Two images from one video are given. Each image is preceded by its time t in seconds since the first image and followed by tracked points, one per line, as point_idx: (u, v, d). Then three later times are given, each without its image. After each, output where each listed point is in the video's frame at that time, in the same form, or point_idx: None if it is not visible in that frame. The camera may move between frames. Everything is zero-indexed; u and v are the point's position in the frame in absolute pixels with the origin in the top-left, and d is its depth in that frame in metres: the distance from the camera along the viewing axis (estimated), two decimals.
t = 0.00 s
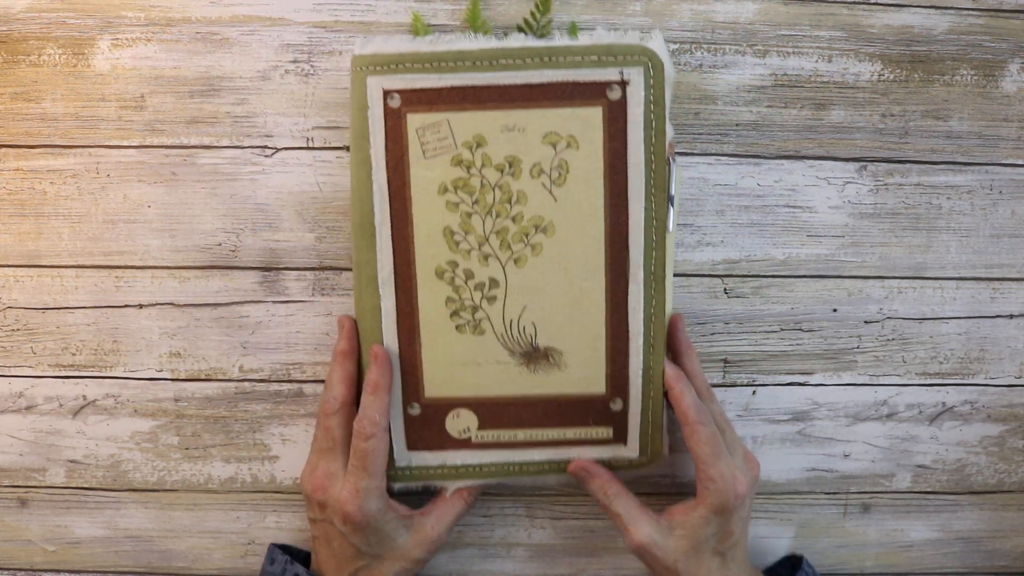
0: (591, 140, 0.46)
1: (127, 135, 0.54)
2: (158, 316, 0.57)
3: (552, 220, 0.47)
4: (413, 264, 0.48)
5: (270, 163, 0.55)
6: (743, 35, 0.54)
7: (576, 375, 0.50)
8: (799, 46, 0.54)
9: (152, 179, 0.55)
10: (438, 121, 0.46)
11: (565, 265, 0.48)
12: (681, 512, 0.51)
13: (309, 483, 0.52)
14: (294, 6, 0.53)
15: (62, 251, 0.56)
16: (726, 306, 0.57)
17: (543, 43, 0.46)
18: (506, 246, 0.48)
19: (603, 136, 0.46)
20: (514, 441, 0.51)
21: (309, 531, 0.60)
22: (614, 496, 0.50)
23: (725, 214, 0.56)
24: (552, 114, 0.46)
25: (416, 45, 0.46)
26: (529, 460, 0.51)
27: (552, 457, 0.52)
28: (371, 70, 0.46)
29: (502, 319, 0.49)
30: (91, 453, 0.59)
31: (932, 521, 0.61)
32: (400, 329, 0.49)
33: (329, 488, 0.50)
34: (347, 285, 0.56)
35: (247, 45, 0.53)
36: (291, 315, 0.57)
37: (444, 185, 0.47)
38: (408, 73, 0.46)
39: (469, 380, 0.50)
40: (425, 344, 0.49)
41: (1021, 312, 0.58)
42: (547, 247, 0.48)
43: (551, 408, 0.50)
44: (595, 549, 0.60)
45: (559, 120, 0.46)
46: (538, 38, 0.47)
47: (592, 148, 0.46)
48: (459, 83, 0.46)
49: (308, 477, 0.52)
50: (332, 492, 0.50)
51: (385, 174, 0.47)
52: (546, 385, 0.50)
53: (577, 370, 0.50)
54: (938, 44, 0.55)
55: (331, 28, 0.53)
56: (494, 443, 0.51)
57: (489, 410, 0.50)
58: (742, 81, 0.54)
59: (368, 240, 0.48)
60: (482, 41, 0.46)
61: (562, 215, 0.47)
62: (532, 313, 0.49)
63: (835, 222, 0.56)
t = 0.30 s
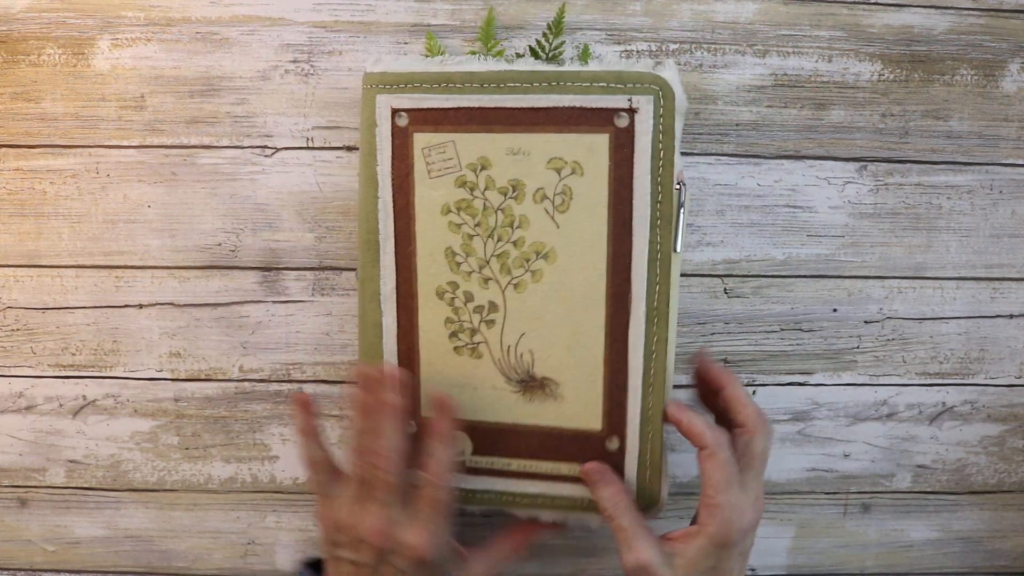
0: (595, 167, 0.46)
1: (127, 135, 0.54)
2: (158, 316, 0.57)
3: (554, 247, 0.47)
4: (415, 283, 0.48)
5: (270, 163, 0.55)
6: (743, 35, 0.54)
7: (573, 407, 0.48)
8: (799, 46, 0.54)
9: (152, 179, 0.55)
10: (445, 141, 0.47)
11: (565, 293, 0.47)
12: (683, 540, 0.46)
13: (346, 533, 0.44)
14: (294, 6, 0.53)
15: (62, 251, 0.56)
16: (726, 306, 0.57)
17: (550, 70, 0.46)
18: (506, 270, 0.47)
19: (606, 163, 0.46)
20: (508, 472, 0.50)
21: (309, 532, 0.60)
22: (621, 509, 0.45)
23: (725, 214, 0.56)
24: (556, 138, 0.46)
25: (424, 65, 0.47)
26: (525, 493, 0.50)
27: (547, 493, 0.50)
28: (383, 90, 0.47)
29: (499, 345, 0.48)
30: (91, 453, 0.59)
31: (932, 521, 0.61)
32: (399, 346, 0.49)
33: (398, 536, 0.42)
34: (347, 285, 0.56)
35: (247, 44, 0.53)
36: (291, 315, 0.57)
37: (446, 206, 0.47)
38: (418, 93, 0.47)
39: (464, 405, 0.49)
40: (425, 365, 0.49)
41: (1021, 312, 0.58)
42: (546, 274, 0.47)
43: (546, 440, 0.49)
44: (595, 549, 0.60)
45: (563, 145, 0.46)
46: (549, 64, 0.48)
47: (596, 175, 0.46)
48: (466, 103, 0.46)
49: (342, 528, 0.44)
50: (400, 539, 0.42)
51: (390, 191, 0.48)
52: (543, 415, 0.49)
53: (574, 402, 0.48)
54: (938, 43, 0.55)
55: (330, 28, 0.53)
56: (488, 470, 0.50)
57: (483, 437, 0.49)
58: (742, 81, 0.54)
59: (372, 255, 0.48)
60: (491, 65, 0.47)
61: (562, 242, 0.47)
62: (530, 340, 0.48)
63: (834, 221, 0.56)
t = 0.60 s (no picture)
0: (588, 162, 0.45)
1: (127, 135, 0.54)
2: (158, 316, 0.57)
3: (548, 243, 0.46)
4: (412, 280, 0.49)
5: (270, 163, 0.55)
6: (743, 35, 0.54)
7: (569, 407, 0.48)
8: (799, 46, 0.54)
9: (152, 179, 0.55)
10: (439, 137, 0.47)
11: (560, 290, 0.47)
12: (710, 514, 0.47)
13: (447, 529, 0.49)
14: (294, 6, 0.53)
15: (62, 251, 0.56)
16: (726, 306, 0.57)
17: (543, 64, 0.45)
18: (500, 267, 0.47)
19: (598, 157, 0.45)
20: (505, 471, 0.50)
21: (310, 532, 0.60)
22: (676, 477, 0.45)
23: (725, 214, 0.56)
24: (549, 133, 0.46)
25: (420, 60, 0.47)
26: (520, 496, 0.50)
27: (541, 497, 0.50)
28: (377, 86, 0.48)
29: (495, 342, 0.48)
30: (91, 453, 0.59)
31: (932, 521, 0.61)
32: (398, 342, 0.50)
33: (502, 543, 0.48)
34: (347, 285, 0.56)
35: (247, 44, 0.53)
36: (291, 315, 0.57)
37: (441, 201, 0.47)
38: (412, 89, 0.47)
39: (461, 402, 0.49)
40: (422, 361, 0.50)
41: (1021, 312, 0.58)
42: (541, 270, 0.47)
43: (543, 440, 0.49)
44: (595, 549, 0.60)
45: (557, 140, 0.45)
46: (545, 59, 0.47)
47: (590, 170, 0.45)
48: (459, 98, 0.46)
49: (444, 524, 0.49)
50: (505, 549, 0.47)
51: (387, 188, 0.48)
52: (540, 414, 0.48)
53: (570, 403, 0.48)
54: (938, 43, 0.55)
55: (330, 28, 0.53)
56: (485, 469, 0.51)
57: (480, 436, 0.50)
58: (742, 81, 0.54)
59: (370, 251, 0.49)
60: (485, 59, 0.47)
61: (557, 239, 0.46)
62: (526, 337, 0.48)
63: (834, 221, 0.56)
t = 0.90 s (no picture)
0: (589, 166, 0.45)
1: (127, 136, 0.54)
2: (158, 316, 0.57)
3: (547, 245, 0.46)
4: (411, 281, 0.49)
5: (270, 163, 0.55)
6: (743, 35, 0.54)
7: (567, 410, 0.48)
8: (799, 46, 0.54)
9: (152, 179, 0.55)
10: (440, 138, 0.47)
11: (560, 294, 0.47)
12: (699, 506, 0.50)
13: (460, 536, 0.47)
14: (294, 6, 0.53)
15: (62, 251, 0.56)
16: (726, 306, 0.57)
17: (544, 66, 0.45)
18: (500, 269, 0.47)
19: (599, 161, 0.45)
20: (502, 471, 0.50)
21: (310, 532, 0.60)
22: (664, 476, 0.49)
23: (725, 214, 0.56)
24: (550, 136, 0.45)
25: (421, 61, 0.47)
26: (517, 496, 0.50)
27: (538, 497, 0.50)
28: (378, 87, 0.47)
29: (494, 344, 0.48)
30: (91, 453, 0.59)
31: (931, 521, 0.61)
32: (397, 343, 0.50)
33: (515, 553, 0.46)
34: (347, 286, 0.56)
35: (247, 44, 0.53)
36: (291, 315, 0.57)
37: (441, 203, 0.47)
38: (413, 90, 0.47)
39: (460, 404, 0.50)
40: (421, 362, 0.50)
41: (1021, 312, 0.58)
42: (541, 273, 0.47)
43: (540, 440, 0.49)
44: (595, 549, 0.60)
45: (557, 143, 0.45)
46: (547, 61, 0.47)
47: (591, 174, 0.45)
48: (460, 100, 0.46)
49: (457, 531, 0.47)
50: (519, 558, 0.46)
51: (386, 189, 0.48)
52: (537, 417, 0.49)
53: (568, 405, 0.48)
54: (938, 43, 0.55)
55: (330, 28, 0.53)
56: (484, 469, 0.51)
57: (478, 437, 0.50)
58: (742, 81, 0.54)
59: (369, 253, 0.49)
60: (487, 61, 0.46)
61: (556, 242, 0.46)
62: (525, 340, 0.48)
63: (834, 221, 0.56)
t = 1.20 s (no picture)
0: (598, 160, 0.47)
1: (126, 135, 0.54)
2: (158, 316, 0.57)
3: (560, 236, 0.48)
4: (420, 278, 0.49)
5: (270, 163, 0.55)
6: (743, 35, 0.54)
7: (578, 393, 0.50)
8: (799, 46, 0.54)
9: (152, 179, 0.55)
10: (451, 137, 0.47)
11: (571, 283, 0.48)
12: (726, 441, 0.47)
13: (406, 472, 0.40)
14: (294, 6, 0.53)
15: (62, 251, 0.56)
16: (726, 306, 0.57)
17: (552, 68, 0.47)
18: (513, 261, 0.48)
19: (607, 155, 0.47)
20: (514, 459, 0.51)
21: (310, 532, 0.60)
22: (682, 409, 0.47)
23: (725, 214, 0.56)
24: (560, 133, 0.47)
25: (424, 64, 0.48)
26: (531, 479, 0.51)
27: (552, 477, 0.51)
28: (384, 87, 0.48)
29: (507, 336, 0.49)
30: (91, 452, 0.59)
31: (931, 521, 0.61)
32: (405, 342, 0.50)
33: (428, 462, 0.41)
34: (347, 285, 0.56)
35: (247, 44, 0.53)
36: (291, 315, 0.57)
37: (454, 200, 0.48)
38: (421, 90, 0.47)
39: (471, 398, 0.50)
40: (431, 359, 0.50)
41: (1021, 312, 0.58)
42: (553, 263, 0.48)
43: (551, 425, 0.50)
44: (595, 549, 0.60)
45: (567, 139, 0.47)
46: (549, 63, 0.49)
47: (600, 167, 0.47)
48: (471, 100, 0.47)
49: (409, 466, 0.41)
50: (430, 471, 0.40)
51: (394, 188, 0.48)
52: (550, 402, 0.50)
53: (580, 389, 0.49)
54: (938, 43, 0.55)
55: (330, 27, 0.53)
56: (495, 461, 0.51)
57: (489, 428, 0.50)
58: (742, 81, 0.54)
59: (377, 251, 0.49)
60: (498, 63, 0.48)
61: (569, 233, 0.48)
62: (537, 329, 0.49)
63: (834, 221, 0.56)
